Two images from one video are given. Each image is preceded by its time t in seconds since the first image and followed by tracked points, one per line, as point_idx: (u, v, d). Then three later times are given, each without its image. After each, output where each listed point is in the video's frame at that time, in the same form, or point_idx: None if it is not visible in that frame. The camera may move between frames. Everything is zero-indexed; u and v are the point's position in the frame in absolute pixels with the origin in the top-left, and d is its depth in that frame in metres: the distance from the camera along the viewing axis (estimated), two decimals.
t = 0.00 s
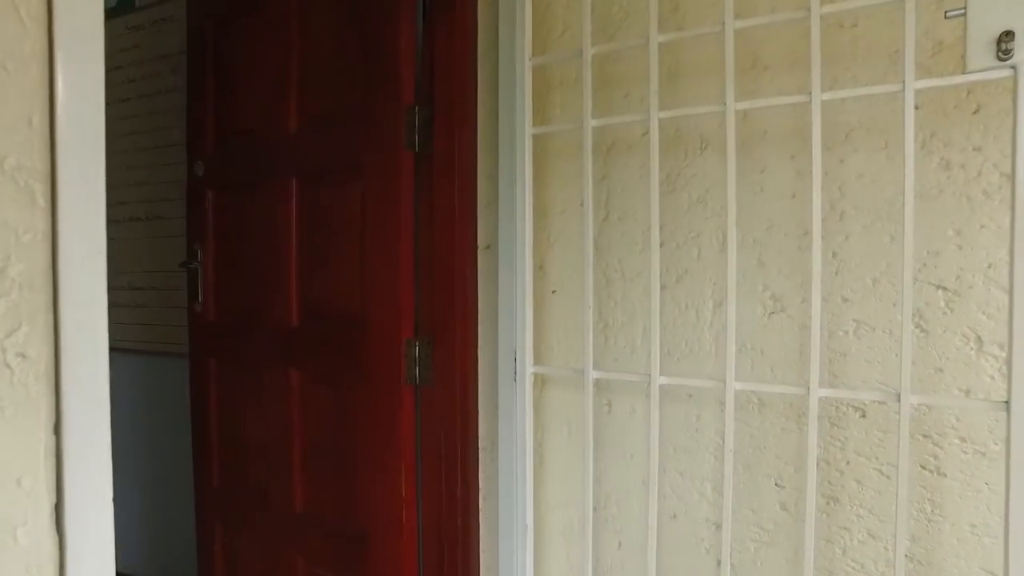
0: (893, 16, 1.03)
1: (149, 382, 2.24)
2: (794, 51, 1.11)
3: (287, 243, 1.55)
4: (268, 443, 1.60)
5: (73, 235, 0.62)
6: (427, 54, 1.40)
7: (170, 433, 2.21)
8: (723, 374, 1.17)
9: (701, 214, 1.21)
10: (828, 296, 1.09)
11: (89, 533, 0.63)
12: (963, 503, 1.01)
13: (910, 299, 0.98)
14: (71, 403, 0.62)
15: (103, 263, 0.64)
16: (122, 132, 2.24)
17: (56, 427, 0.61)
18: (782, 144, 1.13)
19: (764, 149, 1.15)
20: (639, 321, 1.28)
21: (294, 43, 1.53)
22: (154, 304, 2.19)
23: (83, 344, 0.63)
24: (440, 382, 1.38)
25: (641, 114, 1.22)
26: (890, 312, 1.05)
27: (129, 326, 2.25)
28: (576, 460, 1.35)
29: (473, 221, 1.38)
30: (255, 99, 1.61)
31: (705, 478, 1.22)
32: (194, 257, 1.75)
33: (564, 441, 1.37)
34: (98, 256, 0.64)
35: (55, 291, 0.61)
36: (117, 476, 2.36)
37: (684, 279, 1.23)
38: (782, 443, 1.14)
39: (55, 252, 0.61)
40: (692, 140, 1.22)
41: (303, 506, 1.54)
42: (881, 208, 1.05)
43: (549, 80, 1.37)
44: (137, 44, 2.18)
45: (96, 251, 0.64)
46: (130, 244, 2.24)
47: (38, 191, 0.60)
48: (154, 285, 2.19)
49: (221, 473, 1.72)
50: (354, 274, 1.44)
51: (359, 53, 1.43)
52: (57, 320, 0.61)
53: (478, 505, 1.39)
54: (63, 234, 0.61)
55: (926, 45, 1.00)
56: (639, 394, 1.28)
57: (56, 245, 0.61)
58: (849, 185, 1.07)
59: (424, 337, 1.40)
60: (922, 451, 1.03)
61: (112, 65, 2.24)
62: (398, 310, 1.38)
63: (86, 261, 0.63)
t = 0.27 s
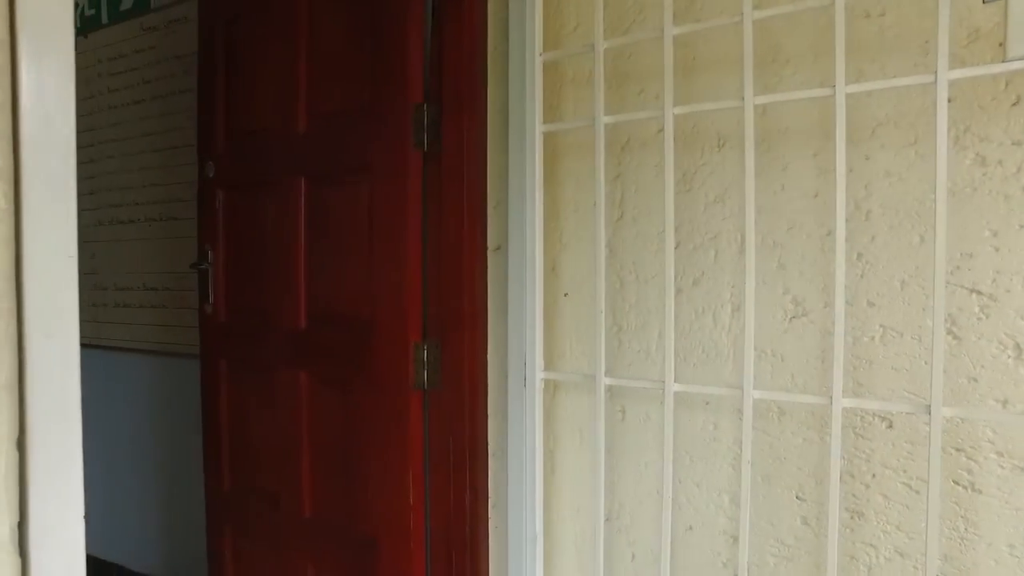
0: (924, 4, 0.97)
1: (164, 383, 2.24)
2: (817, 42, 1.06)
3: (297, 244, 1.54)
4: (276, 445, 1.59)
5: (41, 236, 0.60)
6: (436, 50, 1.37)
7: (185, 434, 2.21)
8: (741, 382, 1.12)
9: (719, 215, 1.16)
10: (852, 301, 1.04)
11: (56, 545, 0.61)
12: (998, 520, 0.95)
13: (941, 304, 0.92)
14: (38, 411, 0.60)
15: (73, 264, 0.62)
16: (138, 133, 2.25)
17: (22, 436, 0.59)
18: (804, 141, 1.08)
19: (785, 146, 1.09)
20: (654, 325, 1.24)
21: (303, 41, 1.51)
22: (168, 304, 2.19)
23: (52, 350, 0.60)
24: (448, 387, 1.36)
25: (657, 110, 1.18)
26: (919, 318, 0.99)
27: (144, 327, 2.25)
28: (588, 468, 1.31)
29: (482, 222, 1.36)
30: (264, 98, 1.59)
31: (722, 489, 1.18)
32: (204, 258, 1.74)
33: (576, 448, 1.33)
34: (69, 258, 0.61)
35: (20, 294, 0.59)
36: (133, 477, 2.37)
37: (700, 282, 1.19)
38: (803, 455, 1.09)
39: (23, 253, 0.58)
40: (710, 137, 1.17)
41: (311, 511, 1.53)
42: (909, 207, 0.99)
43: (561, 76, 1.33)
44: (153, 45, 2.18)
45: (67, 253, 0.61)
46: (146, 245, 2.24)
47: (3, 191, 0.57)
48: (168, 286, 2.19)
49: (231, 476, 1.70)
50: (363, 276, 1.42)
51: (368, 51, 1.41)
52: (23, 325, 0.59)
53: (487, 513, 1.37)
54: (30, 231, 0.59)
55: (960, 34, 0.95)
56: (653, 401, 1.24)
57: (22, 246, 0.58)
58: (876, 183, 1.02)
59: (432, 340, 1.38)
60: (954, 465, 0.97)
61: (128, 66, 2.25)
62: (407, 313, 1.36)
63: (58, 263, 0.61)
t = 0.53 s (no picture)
0: None
1: (180, 382, 2.25)
2: (842, 32, 1.01)
3: (308, 244, 1.53)
4: (287, 447, 1.58)
5: (13, 234, 0.52)
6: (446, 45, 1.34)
7: (200, 434, 2.22)
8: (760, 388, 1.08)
9: (737, 213, 1.12)
10: (877, 302, 0.99)
11: None
12: None
13: (974, 306, 0.87)
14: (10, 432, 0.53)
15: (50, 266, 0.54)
16: (155, 133, 2.26)
17: None
18: (828, 135, 1.03)
19: (808, 140, 1.05)
20: (669, 327, 1.20)
21: (314, 38, 1.50)
22: (183, 304, 2.20)
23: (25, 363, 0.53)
24: (458, 389, 1.33)
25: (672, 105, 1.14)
26: (949, 321, 0.94)
27: (160, 326, 2.26)
28: (601, 474, 1.28)
29: (492, 220, 1.33)
30: (276, 96, 1.58)
31: (739, 498, 1.13)
32: (216, 258, 1.74)
33: (588, 453, 1.29)
34: (44, 259, 0.54)
35: None
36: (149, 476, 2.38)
37: (718, 283, 1.14)
38: (825, 463, 1.04)
39: None
40: (728, 133, 1.13)
41: (321, 513, 1.51)
42: (940, 204, 0.94)
43: (573, 70, 1.29)
44: (169, 45, 2.19)
45: (42, 253, 0.54)
46: (162, 245, 2.25)
47: None
48: (184, 286, 2.19)
49: (242, 477, 1.70)
50: (373, 275, 1.40)
51: (378, 47, 1.39)
52: None
53: (495, 516, 1.34)
54: None
55: (996, 20, 0.90)
56: (668, 406, 1.20)
57: None
58: (904, 179, 0.97)
59: (442, 341, 1.35)
60: (988, 477, 0.92)
61: (146, 67, 2.26)
62: (416, 314, 1.34)
63: (30, 264, 0.53)
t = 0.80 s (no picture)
0: None
1: (198, 381, 2.26)
2: (869, 20, 0.97)
3: (320, 243, 1.52)
4: (299, 448, 1.57)
5: None
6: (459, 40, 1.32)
7: (217, 432, 2.22)
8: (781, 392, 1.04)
9: (758, 210, 1.08)
10: (906, 303, 0.94)
11: None
12: None
13: (1011, 307, 0.82)
14: None
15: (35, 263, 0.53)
16: (174, 133, 2.27)
17: None
18: (853, 128, 0.99)
19: (832, 133, 1.00)
20: (687, 328, 1.16)
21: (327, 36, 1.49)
22: (201, 303, 2.21)
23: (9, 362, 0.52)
24: (470, 390, 1.31)
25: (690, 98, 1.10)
26: (984, 322, 0.89)
27: (179, 325, 2.27)
28: (616, 479, 1.24)
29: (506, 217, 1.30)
30: (290, 94, 1.58)
31: (759, 505, 1.09)
32: (231, 258, 1.73)
33: (603, 457, 1.26)
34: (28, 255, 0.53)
35: None
36: (167, 474, 2.40)
37: (737, 282, 1.11)
38: (850, 471, 1.00)
39: None
40: (748, 127, 1.09)
41: (333, 514, 1.50)
42: (974, 200, 0.90)
43: (589, 65, 1.26)
44: (188, 45, 2.20)
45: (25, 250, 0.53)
46: (181, 244, 2.26)
47: None
48: (201, 285, 2.20)
49: (256, 477, 1.70)
50: (385, 274, 1.39)
51: (390, 44, 1.37)
52: None
53: (509, 522, 1.31)
54: None
55: None
56: (685, 409, 1.16)
57: None
58: (935, 173, 0.92)
59: (454, 341, 1.33)
60: None
61: (165, 67, 2.28)
62: (428, 314, 1.32)
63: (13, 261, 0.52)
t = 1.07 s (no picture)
0: None
1: (215, 380, 2.27)
2: (898, 7, 0.92)
3: (333, 242, 1.51)
4: (312, 449, 1.56)
5: None
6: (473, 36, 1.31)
7: (234, 431, 2.23)
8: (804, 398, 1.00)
9: (780, 207, 1.04)
10: (938, 305, 0.90)
11: None
12: None
13: None
14: None
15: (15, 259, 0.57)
16: (192, 134, 2.28)
17: None
18: (882, 121, 0.94)
19: (859, 127, 0.96)
20: (706, 330, 1.12)
21: (341, 33, 1.48)
22: (218, 303, 2.22)
23: None
24: (483, 392, 1.29)
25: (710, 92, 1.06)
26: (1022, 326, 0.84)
27: (197, 324, 2.28)
28: (633, 484, 1.21)
29: (520, 216, 1.27)
30: (304, 92, 1.57)
31: (781, 514, 1.05)
32: (245, 257, 1.73)
33: (620, 462, 1.23)
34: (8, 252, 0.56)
35: None
36: (185, 472, 2.41)
37: (759, 283, 1.07)
38: (878, 480, 0.95)
39: None
40: (770, 121, 1.05)
41: (346, 516, 1.49)
42: (1011, 196, 0.85)
43: (605, 59, 1.23)
44: (206, 46, 2.21)
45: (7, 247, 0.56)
46: (199, 244, 2.28)
47: None
48: (219, 284, 2.21)
49: (269, 478, 1.69)
50: (397, 274, 1.37)
51: (403, 40, 1.36)
52: None
53: (522, 526, 1.29)
54: None
55: None
56: (704, 414, 1.12)
57: None
58: (969, 168, 0.87)
59: (467, 342, 1.31)
60: None
61: (183, 68, 2.29)
62: (440, 314, 1.30)
63: None
